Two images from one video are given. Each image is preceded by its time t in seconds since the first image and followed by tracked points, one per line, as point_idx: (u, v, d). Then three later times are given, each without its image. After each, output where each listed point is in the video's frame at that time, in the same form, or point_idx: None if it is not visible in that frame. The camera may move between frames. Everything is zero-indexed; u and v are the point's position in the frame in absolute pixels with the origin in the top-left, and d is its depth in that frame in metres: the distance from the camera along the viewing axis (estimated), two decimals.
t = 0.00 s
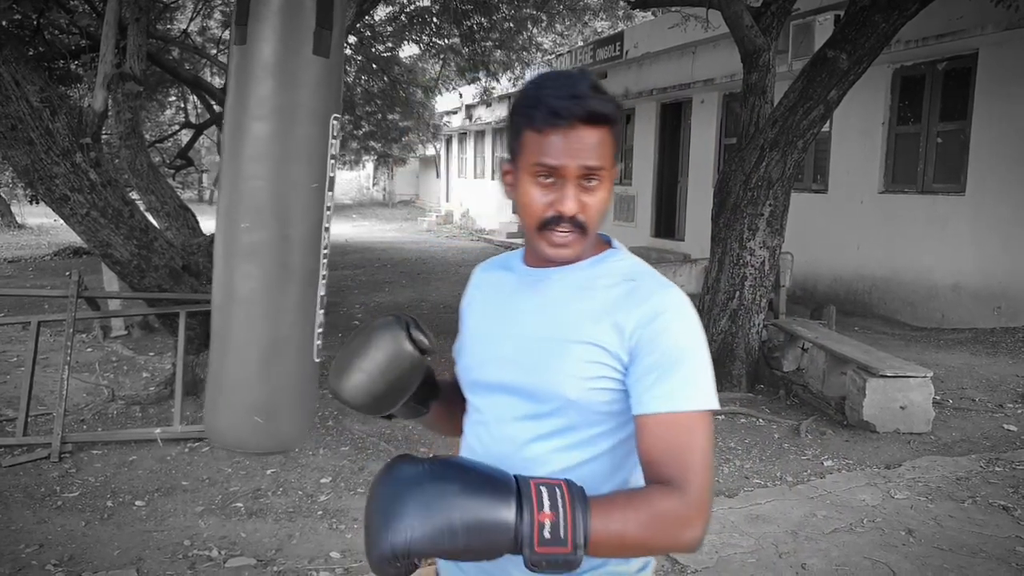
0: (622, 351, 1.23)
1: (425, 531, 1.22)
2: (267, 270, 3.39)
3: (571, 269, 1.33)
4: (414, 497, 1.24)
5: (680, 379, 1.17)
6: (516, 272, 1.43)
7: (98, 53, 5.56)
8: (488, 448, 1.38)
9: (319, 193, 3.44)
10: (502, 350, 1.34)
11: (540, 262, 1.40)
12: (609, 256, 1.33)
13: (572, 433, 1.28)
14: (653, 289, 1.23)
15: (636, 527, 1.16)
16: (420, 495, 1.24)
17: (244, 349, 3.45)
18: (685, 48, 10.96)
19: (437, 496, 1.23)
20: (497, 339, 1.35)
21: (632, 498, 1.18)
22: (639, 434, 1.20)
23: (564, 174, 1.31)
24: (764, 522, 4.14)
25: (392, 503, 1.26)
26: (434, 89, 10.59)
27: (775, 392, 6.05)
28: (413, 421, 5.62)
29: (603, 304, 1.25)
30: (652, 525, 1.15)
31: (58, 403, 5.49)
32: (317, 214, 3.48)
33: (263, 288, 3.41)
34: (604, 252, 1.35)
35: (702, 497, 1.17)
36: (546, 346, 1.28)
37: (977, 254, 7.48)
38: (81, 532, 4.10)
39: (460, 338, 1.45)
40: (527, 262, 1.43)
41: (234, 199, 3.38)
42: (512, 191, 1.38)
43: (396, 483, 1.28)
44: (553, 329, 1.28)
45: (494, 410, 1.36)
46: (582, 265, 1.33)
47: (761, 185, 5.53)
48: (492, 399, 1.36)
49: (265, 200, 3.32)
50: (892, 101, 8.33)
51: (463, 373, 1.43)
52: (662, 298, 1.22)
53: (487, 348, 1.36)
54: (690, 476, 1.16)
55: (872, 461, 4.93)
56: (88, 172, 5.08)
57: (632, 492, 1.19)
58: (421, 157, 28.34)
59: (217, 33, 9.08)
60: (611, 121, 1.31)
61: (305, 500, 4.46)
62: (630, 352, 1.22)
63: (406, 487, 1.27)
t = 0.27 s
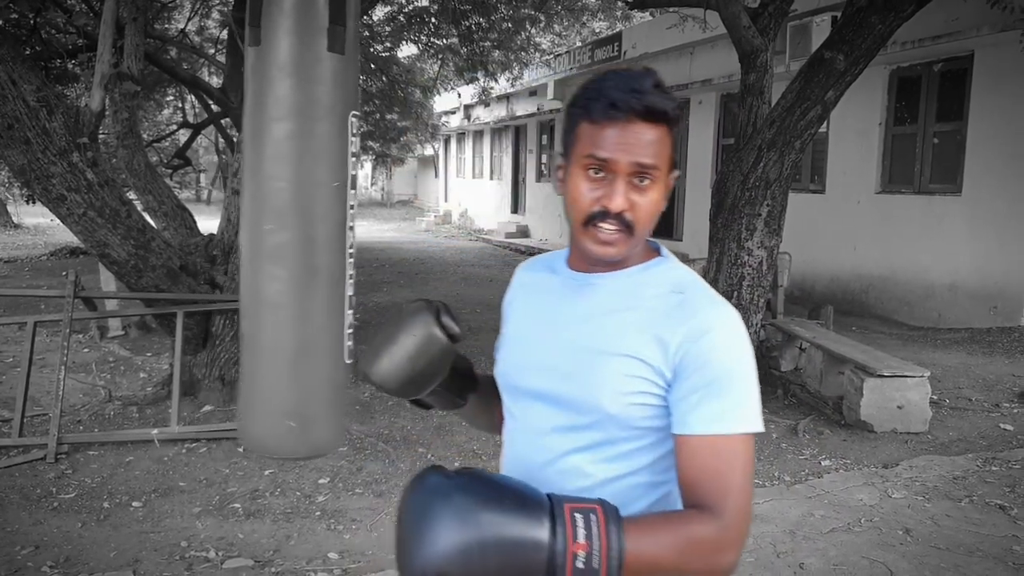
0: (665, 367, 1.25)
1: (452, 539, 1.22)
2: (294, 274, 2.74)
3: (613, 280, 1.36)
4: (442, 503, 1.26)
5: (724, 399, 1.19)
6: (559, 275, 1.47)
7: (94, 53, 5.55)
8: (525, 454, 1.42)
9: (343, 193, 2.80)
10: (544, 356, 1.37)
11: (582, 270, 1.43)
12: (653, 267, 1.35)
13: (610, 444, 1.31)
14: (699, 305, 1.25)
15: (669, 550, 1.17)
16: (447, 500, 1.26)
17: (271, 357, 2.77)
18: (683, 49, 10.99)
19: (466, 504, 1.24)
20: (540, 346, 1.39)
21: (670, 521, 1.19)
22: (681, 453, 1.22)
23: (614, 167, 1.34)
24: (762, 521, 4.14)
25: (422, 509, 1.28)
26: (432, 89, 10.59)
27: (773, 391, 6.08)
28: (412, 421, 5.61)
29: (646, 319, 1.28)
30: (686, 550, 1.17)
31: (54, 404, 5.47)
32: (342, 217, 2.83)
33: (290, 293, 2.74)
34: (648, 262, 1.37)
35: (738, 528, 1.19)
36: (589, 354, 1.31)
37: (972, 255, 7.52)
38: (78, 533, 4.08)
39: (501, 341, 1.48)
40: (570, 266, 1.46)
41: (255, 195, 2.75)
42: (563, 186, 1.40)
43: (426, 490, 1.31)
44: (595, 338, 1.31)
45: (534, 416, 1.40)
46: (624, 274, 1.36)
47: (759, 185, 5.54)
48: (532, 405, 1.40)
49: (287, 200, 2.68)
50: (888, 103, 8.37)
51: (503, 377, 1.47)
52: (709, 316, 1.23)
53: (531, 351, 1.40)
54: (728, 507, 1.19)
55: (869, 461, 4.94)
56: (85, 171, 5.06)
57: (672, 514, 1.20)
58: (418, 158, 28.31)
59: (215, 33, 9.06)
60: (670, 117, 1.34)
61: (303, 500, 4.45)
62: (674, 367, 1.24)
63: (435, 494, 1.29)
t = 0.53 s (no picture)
0: (698, 376, 1.28)
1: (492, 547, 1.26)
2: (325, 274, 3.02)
3: (645, 287, 1.39)
4: (478, 513, 1.31)
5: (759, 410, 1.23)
6: (592, 278, 1.50)
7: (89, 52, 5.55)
8: (556, 454, 1.46)
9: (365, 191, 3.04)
10: (576, 360, 1.41)
11: (613, 274, 1.47)
12: (685, 274, 1.38)
13: (641, 448, 1.35)
14: (734, 315, 1.28)
15: (712, 565, 1.21)
16: (483, 510, 1.31)
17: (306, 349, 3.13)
18: (681, 49, 10.99)
19: (502, 512, 1.29)
20: (572, 349, 1.43)
21: (715, 536, 1.22)
22: (718, 462, 1.26)
23: (634, 169, 1.38)
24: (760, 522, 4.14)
25: (457, 520, 1.33)
26: (429, 88, 10.57)
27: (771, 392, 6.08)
28: (410, 422, 5.59)
29: (680, 327, 1.31)
30: (729, 564, 1.21)
31: (49, 404, 5.44)
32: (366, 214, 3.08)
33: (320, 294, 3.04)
34: (680, 268, 1.40)
35: (776, 541, 1.24)
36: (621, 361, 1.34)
37: (968, 256, 7.53)
38: (72, 534, 4.06)
39: (531, 341, 1.52)
40: (602, 267, 1.51)
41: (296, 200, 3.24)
42: (589, 192, 1.44)
43: (460, 504, 1.36)
44: (627, 345, 1.34)
45: (565, 417, 1.44)
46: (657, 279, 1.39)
47: (757, 186, 5.53)
48: (564, 407, 1.44)
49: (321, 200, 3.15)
50: (886, 103, 8.38)
51: (533, 377, 1.50)
52: (743, 327, 1.26)
53: (564, 354, 1.43)
54: (767, 519, 1.23)
55: (866, 462, 4.95)
56: (81, 170, 5.03)
57: (717, 526, 1.24)
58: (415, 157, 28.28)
59: (211, 31, 9.03)
60: (686, 110, 1.37)
61: (300, 501, 4.44)
62: (706, 377, 1.28)
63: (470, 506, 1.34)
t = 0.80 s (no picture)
0: (696, 377, 1.30)
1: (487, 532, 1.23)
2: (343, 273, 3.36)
3: (644, 289, 1.41)
4: (469, 497, 1.27)
5: (752, 412, 1.24)
6: (588, 280, 1.51)
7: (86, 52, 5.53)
8: (552, 456, 1.46)
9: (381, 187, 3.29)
10: (574, 361, 1.42)
11: (607, 274, 1.48)
12: (682, 276, 1.40)
13: (638, 449, 1.36)
14: (734, 316, 1.30)
15: (700, 567, 1.21)
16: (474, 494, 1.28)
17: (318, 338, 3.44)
18: (677, 49, 11.00)
19: (494, 496, 1.27)
20: (570, 349, 1.43)
21: (704, 538, 1.22)
22: (709, 461, 1.27)
23: (585, 155, 1.43)
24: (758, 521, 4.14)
25: (446, 505, 1.29)
26: (426, 89, 10.57)
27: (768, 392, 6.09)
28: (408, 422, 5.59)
29: (680, 328, 1.32)
30: (716, 565, 1.21)
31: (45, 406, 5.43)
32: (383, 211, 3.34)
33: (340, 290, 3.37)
34: (675, 270, 1.42)
35: (758, 541, 1.25)
36: (621, 361, 1.35)
37: (964, 256, 7.55)
38: (68, 535, 4.04)
39: (528, 341, 1.52)
40: (595, 267, 1.52)
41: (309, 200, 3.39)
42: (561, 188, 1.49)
43: (447, 490, 1.32)
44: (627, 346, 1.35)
45: (563, 418, 1.44)
46: (654, 281, 1.41)
47: (754, 186, 5.54)
48: (561, 408, 1.44)
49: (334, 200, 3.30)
50: (882, 103, 8.40)
51: (530, 378, 1.51)
52: (741, 329, 1.28)
53: (564, 354, 1.44)
54: (751, 520, 1.24)
55: (863, 461, 4.95)
56: (76, 171, 5.01)
57: (705, 526, 1.24)
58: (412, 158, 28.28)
59: (208, 31, 9.02)
60: (634, 96, 1.42)
61: (297, 502, 4.43)
62: (704, 378, 1.29)
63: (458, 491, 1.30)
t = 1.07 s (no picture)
0: (672, 366, 1.30)
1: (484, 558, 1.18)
2: (344, 273, 3.40)
3: (622, 285, 1.41)
4: (463, 514, 1.22)
5: (729, 394, 1.24)
6: (564, 282, 1.51)
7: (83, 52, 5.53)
8: (541, 460, 1.46)
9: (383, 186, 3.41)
10: (556, 363, 1.42)
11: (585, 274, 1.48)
12: (659, 267, 1.40)
13: (622, 444, 1.36)
14: (706, 300, 1.31)
15: (700, 555, 1.21)
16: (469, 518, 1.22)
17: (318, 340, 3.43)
18: (675, 51, 11.01)
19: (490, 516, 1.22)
20: (551, 353, 1.44)
21: (700, 524, 1.23)
22: (696, 447, 1.27)
23: (550, 153, 1.46)
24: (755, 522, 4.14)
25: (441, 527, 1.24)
26: (424, 89, 10.57)
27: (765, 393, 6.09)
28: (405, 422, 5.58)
29: (654, 319, 1.33)
30: (715, 551, 1.21)
31: (42, 406, 5.42)
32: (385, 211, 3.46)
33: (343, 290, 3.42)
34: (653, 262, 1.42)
35: (755, 525, 1.25)
36: (599, 358, 1.36)
37: (961, 257, 7.55)
38: (65, 536, 4.04)
39: (514, 351, 1.53)
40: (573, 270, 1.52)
41: (300, 200, 3.39)
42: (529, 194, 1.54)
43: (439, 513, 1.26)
44: (605, 342, 1.36)
45: (549, 420, 1.44)
46: (632, 274, 1.41)
47: (751, 186, 5.54)
48: (547, 410, 1.44)
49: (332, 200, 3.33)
50: (880, 104, 8.41)
51: (516, 386, 1.51)
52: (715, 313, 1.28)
53: (544, 357, 1.45)
54: (745, 499, 1.24)
55: (861, 462, 4.96)
56: (74, 171, 5.01)
57: (703, 514, 1.24)
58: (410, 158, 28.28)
59: (205, 32, 9.02)
60: (594, 94, 1.46)
61: (294, 503, 4.42)
62: (679, 366, 1.30)
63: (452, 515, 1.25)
